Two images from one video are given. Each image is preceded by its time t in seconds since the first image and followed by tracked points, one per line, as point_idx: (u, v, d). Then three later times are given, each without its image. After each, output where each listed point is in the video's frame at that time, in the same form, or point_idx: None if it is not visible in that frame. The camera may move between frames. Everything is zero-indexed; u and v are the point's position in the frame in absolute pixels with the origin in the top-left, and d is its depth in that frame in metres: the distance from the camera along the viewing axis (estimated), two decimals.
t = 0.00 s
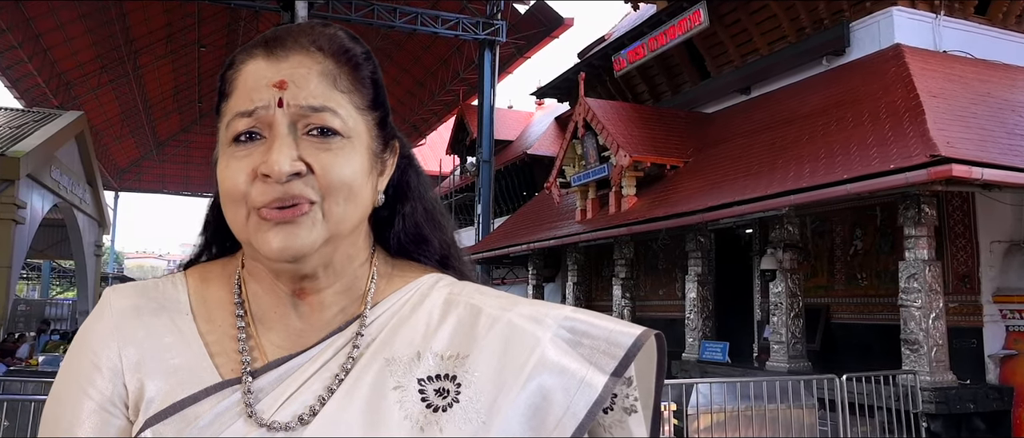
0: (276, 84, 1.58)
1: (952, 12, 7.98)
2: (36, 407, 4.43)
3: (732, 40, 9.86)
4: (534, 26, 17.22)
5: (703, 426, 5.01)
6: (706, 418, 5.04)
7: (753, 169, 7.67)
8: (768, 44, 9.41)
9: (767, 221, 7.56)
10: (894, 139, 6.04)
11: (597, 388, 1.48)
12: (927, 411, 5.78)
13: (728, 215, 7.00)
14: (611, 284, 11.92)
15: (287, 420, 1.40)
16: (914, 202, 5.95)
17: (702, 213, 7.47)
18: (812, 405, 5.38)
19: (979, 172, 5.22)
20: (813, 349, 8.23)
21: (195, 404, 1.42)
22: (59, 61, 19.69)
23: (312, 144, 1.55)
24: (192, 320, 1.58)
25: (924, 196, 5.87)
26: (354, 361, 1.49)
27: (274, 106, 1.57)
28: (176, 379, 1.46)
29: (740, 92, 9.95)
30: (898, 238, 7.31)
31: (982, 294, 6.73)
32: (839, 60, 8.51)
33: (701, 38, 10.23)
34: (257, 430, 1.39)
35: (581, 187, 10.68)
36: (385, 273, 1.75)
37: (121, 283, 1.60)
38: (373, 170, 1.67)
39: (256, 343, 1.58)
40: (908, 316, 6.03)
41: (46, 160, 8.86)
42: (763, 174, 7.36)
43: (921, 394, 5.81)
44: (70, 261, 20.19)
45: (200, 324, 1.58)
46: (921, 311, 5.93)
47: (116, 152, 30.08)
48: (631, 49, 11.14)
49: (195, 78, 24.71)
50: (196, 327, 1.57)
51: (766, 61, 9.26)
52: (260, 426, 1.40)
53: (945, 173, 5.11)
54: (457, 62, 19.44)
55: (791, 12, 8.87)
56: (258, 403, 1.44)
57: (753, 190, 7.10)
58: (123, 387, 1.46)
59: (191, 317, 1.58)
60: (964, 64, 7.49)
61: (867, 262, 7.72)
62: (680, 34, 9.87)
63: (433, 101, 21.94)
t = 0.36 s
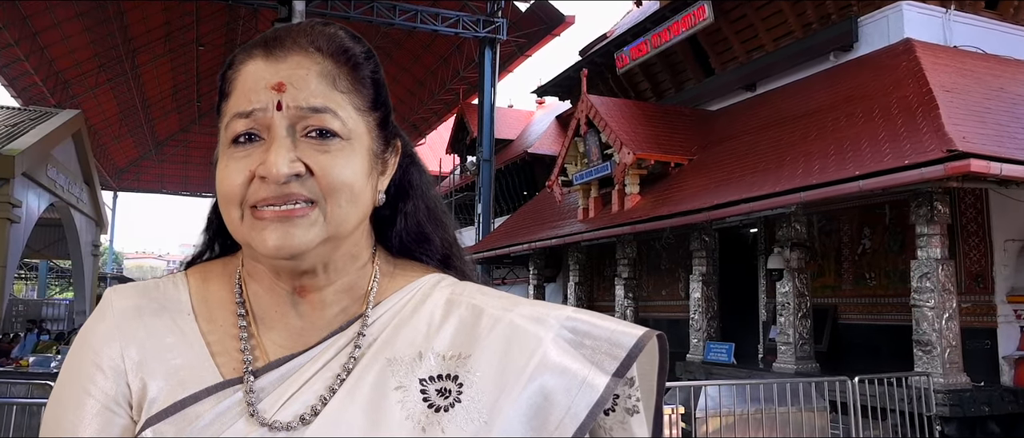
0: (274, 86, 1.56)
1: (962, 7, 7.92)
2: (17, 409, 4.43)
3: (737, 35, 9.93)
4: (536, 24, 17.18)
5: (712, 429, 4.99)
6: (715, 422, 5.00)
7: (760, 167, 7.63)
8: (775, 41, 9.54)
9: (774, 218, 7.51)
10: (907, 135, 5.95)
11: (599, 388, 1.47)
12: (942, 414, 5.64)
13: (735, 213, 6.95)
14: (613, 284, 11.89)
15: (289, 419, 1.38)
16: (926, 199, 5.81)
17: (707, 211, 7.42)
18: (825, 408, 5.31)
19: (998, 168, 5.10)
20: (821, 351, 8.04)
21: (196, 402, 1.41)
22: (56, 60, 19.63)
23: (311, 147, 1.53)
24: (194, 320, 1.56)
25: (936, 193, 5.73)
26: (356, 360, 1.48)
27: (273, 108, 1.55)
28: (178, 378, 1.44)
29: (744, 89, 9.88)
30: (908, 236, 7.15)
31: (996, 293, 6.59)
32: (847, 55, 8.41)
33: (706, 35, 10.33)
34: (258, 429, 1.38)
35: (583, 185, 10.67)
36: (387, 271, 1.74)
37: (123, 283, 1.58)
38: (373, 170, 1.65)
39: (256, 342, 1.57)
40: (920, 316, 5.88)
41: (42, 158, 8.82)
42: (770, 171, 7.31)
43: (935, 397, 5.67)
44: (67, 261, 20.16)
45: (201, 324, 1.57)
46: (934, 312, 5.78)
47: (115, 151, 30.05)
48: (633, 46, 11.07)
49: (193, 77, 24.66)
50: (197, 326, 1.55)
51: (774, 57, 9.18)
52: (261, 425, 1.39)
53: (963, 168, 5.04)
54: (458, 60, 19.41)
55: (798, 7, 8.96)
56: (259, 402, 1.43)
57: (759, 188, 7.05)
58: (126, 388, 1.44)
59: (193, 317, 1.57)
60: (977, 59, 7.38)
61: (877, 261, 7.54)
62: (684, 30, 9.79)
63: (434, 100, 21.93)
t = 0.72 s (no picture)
0: (283, 81, 1.54)
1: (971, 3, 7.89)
2: None
3: (743, 31, 9.83)
4: (536, 21, 17.16)
5: (722, 433, 4.90)
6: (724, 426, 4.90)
7: (767, 164, 7.59)
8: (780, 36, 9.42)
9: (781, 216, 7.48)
10: (921, 130, 5.91)
11: (600, 386, 1.48)
12: (955, 418, 5.58)
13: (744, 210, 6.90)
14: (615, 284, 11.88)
15: (288, 421, 1.38)
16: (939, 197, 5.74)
17: (714, 209, 7.37)
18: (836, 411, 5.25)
19: (1017, 163, 5.04)
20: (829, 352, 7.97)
21: (195, 401, 1.41)
22: (53, 59, 19.53)
23: (320, 143, 1.50)
24: (195, 321, 1.55)
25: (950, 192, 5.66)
26: (356, 360, 1.47)
27: (282, 102, 1.53)
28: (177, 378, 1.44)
29: (749, 85, 9.89)
30: (918, 235, 7.09)
31: (1011, 293, 6.53)
32: (855, 50, 8.40)
33: (710, 31, 10.26)
34: (257, 430, 1.38)
35: (586, 184, 10.67)
36: (389, 272, 1.73)
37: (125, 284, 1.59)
38: (380, 171, 1.63)
39: (257, 341, 1.56)
40: (933, 317, 5.81)
41: (37, 158, 8.75)
42: (779, 167, 7.27)
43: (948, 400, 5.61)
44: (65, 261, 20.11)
45: (203, 324, 1.56)
46: (948, 312, 5.71)
47: (113, 151, 29.99)
48: (636, 42, 11.06)
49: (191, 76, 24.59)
50: (199, 326, 1.54)
51: (780, 53, 9.16)
52: (261, 426, 1.38)
53: (980, 164, 4.98)
54: (457, 58, 19.38)
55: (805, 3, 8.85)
56: (259, 402, 1.42)
57: (767, 186, 7.01)
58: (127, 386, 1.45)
59: (194, 316, 1.56)
60: (989, 54, 7.32)
61: (885, 260, 7.46)
62: (689, 25, 9.77)
63: (433, 99, 21.91)
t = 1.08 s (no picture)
0: (281, 88, 1.56)
1: None
2: None
3: (748, 27, 9.81)
4: (537, 19, 17.13)
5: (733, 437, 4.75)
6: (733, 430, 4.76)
7: (775, 161, 7.56)
8: (786, 32, 9.35)
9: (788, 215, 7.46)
10: (936, 126, 5.87)
11: (598, 386, 1.47)
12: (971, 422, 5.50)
13: (753, 208, 6.85)
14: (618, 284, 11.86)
15: (287, 413, 1.37)
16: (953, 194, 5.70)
17: (721, 206, 7.33)
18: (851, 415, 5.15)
19: None
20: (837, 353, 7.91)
21: (194, 394, 1.41)
22: (50, 57, 19.48)
23: (310, 155, 1.51)
24: (197, 318, 1.55)
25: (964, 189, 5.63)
26: (356, 356, 1.47)
27: (277, 109, 1.54)
28: (178, 370, 1.44)
29: (754, 82, 9.89)
30: (929, 234, 7.05)
31: None
32: (864, 46, 8.36)
33: (714, 27, 10.23)
34: (257, 422, 1.37)
35: (588, 182, 10.65)
36: (390, 271, 1.73)
37: (128, 280, 1.58)
38: (375, 184, 1.62)
39: (257, 337, 1.56)
40: (947, 317, 5.75)
41: (32, 156, 8.71)
42: (788, 164, 7.23)
43: (964, 403, 5.53)
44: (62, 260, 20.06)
45: (204, 321, 1.56)
46: (962, 313, 5.66)
47: (112, 150, 29.95)
48: (639, 38, 11.01)
49: (190, 74, 24.55)
50: (200, 324, 1.54)
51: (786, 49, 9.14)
52: (261, 418, 1.38)
53: (998, 159, 4.90)
54: (458, 56, 19.35)
55: None
56: (258, 396, 1.43)
57: (775, 183, 6.97)
58: (127, 381, 1.44)
59: (195, 313, 1.56)
60: (1001, 49, 7.27)
61: (894, 259, 7.43)
62: (693, 21, 9.69)
63: (433, 97, 21.88)
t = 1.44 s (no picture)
0: (287, 85, 1.53)
1: None
2: None
3: (753, 23, 9.79)
4: (538, 17, 17.11)
5: None
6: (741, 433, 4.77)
7: (782, 158, 7.54)
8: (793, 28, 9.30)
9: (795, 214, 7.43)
10: (950, 120, 5.82)
11: (597, 388, 1.44)
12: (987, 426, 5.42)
13: (760, 206, 6.80)
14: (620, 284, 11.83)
15: (288, 415, 1.35)
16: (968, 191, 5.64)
17: (728, 204, 7.28)
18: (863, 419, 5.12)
19: None
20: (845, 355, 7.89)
21: (193, 397, 1.39)
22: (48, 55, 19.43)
23: (318, 150, 1.48)
24: (196, 319, 1.52)
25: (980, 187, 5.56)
26: (356, 357, 1.45)
27: (283, 107, 1.52)
28: (178, 372, 1.42)
29: (759, 79, 9.92)
30: (940, 234, 7.01)
31: None
32: (872, 41, 8.40)
33: (718, 23, 10.22)
34: (256, 425, 1.35)
35: (590, 181, 10.62)
36: (389, 270, 1.71)
37: (127, 280, 1.56)
38: (377, 181, 1.60)
39: (257, 338, 1.53)
40: (961, 318, 5.69)
41: (27, 154, 8.68)
42: (795, 161, 7.22)
43: (980, 406, 5.45)
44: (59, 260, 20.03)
45: (203, 322, 1.53)
46: (976, 313, 5.59)
47: (111, 150, 29.93)
48: (641, 35, 10.95)
49: (189, 73, 24.53)
50: (200, 325, 1.52)
51: (792, 45, 9.17)
52: (260, 421, 1.35)
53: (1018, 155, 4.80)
54: (458, 55, 19.32)
55: None
56: (258, 398, 1.40)
57: (783, 181, 6.93)
58: (126, 384, 1.42)
59: (194, 314, 1.53)
60: (1013, 43, 7.21)
61: (904, 259, 7.38)
62: (697, 17, 9.64)
63: (433, 96, 21.85)
